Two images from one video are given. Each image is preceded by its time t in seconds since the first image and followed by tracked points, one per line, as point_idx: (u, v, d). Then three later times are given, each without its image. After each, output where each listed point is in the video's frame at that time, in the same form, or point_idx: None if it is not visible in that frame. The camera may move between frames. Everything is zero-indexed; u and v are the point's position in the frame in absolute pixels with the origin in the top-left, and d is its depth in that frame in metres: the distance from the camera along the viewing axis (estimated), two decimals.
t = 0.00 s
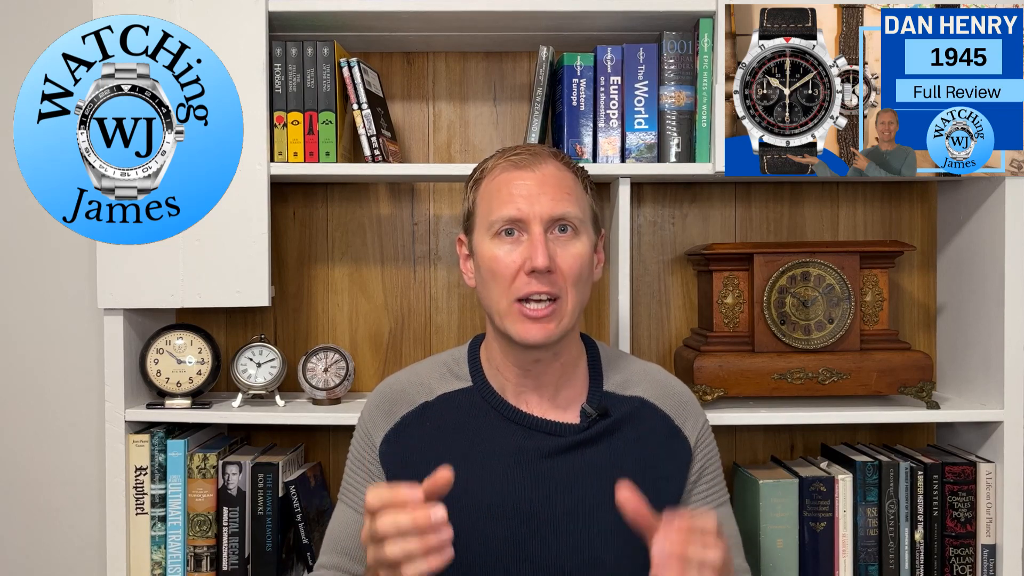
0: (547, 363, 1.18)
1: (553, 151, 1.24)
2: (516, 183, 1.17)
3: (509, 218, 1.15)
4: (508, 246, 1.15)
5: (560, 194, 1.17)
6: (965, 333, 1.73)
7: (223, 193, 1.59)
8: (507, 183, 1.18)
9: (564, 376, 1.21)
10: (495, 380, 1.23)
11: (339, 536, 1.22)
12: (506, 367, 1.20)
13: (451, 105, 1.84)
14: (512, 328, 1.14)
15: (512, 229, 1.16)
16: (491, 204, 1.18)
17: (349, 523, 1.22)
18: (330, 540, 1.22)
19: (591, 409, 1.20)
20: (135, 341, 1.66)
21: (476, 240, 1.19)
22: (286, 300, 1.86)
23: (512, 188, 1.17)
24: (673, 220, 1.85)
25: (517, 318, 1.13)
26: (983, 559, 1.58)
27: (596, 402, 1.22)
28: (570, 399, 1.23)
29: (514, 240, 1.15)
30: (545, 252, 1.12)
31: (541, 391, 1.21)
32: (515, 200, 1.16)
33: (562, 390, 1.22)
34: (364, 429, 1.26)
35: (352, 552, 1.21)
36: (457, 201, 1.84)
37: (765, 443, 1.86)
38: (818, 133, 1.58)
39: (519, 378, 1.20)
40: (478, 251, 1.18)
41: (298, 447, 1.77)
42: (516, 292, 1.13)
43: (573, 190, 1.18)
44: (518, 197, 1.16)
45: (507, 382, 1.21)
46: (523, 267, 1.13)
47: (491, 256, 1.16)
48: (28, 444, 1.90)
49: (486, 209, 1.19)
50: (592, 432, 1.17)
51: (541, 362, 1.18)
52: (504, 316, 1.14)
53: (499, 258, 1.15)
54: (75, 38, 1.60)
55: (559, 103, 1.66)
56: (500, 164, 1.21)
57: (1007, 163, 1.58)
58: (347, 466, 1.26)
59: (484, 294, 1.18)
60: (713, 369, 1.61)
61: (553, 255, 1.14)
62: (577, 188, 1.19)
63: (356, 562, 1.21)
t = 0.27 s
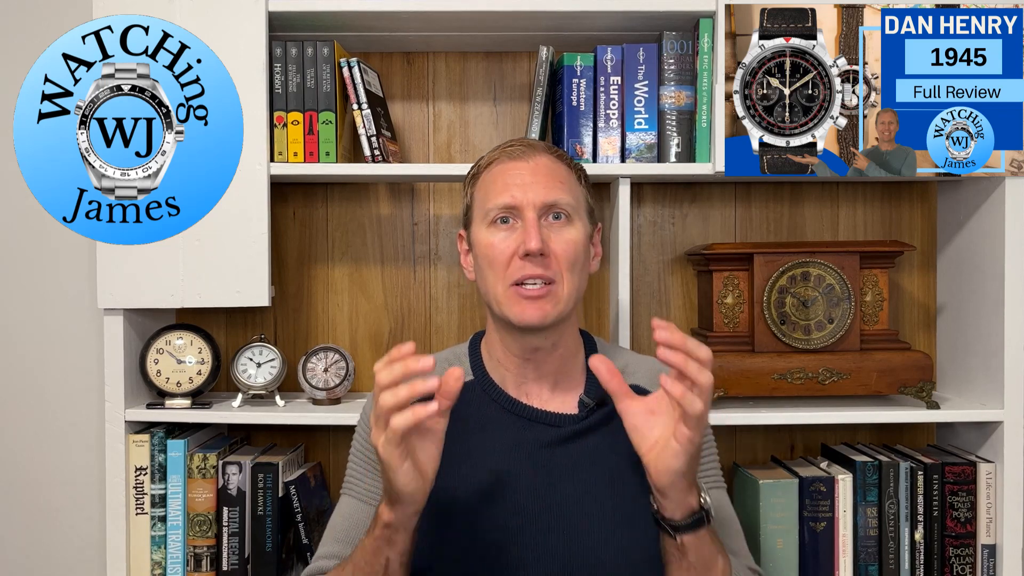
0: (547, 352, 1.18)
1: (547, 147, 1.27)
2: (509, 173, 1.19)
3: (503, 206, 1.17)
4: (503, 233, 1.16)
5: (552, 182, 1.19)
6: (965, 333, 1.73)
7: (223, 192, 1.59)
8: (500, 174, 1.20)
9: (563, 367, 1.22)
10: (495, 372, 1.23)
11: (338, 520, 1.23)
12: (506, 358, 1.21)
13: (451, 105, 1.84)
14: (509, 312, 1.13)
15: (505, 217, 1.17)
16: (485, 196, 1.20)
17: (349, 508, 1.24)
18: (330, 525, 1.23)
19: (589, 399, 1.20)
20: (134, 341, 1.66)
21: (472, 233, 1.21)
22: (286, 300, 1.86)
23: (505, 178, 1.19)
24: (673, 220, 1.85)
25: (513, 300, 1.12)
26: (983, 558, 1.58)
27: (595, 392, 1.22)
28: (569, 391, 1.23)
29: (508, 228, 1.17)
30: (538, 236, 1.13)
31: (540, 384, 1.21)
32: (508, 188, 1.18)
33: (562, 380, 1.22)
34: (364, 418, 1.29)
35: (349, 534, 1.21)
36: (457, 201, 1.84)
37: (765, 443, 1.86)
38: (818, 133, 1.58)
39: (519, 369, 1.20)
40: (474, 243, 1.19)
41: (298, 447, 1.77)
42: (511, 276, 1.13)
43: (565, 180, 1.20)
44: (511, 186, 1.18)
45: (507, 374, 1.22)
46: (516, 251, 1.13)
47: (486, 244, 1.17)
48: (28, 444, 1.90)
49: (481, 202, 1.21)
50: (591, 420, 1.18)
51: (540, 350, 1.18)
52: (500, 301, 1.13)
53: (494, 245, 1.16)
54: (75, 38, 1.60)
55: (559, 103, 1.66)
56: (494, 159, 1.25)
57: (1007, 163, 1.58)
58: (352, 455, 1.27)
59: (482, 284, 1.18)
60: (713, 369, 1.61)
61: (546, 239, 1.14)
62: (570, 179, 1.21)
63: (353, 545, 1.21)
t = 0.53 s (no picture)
0: (544, 355, 1.18)
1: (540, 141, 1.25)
2: (498, 172, 1.18)
3: (491, 207, 1.16)
4: (491, 234, 1.16)
5: (541, 181, 1.17)
6: (965, 333, 1.73)
7: (223, 192, 1.59)
8: (490, 173, 1.19)
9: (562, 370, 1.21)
10: (494, 374, 1.22)
11: (338, 525, 1.23)
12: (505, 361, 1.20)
13: (451, 105, 1.84)
14: (495, 313, 1.13)
15: (494, 217, 1.16)
16: (475, 195, 1.20)
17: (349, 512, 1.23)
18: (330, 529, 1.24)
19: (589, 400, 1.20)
20: (134, 341, 1.66)
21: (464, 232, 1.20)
22: (287, 300, 1.86)
23: (493, 177, 1.18)
24: (673, 220, 1.85)
25: (498, 302, 1.12)
26: (983, 559, 1.58)
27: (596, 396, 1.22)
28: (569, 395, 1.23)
29: (496, 228, 1.16)
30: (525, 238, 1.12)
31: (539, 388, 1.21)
32: (496, 188, 1.17)
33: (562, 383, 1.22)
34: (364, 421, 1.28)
35: (350, 540, 1.22)
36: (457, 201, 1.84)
37: (765, 443, 1.86)
38: (818, 133, 1.58)
39: (517, 372, 1.20)
40: (465, 243, 1.19)
41: (298, 447, 1.77)
42: (497, 277, 1.12)
43: (556, 178, 1.18)
44: (500, 186, 1.17)
45: (505, 377, 1.21)
46: (502, 252, 1.13)
47: (474, 244, 1.16)
48: (28, 444, 1.90)
49: (471, 201, 1.20)
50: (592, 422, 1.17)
51: (536, 353, 1.17)
52: (489, 303, 1.13)
53: (482, 246, 1.15)
54: (75, 38, 1.60)
55: (559, 103, 1.66)
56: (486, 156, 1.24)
57: (1007, 163, 1.58)
58: (351, 458, 1.27)
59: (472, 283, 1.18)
60: (713, 369, 1.61)
61: (533, 240, 1.13)
62: (562, 175, 1.20)
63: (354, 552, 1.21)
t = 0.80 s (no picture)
0: (546, 364, 1.17)
1: (543, 146, 1.23)
2: (500, 184, 1.16)
3: (494, 222, 1.15)
4: (493, 249, 1.15)
5: (545, 195, 1.16)
6: (965, 333, 1.73)
7: (223, 192, 1.59)
8: (492, 184, 1.17)
9: (564, 377, 1.21)
10: (495, 381, 1.22)
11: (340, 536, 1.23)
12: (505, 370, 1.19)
13: (451, 105, 1.84)
14: (499, 330, 1.13)
15: (497, 231, 1.15)
16: (478, 207, 1.18)
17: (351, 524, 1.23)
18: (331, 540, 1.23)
19: (592, 408, 1.20)
20: (134, 341, 1.66)
21: (466, 243, 1.20)
22: (287, 300, 1.86)
23: (496, 190, 1.16)
24: (673, 220, 1.85)
25: (502, 320, 1.12)
26: (983, 559, 1.58)
27: (596, 400, 1.22)
28: (570, 399, 1.22)
29: (499, 243, 1.15)
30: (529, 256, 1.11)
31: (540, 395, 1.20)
32: (499, 202, 1.15)
33: (563, 390, 1.21)
34: (365, 431, 1.27)
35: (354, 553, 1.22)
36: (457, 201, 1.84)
37: (764, 443, 1.86)
38: (818, 133, 1.58)
39: (517, 379, 1.19)
40: (468, 254, 1.18)
41: (298, 447, 1.77)
42: (500, 295, 1.12)
43: (560, 190, 1.17)
44: (503, 199, 1.15)
45: (506, 384, 1.20)
46: (506, 269, 1.12)
47: (477, 259, 1.16)
48: (28, 444, 1.90)
49: (474, 212, 1.19)
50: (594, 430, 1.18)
51: (538, 365, 1.16)
52: (493, 320, 1.13)
53: (485, 261, 1.15)
54: (75, 38, 1.60)
55: (559, 103, 1.66)
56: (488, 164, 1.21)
57: (1007, 163, 1.58)
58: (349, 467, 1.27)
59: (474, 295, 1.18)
60: (713, 369, 1.61)
61: (537, 257, 1.13)
62: (565, 186, 1.18)
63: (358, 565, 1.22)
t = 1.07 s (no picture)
0: (547, 368, 1.17)
1: (544, 149, 1.22)
2: (503, 190, 1.16)
3: (496, 228, 1.14)
4: (496, 255, 1.14)
5: (548, 201, 1.15)
6: (965, 333, 1.73)
7: (223, 192, 1.59)
8: (494, 189, 1.16)
9: (564, 379, 1.21)
10: (496, 384, 1.22)
11: (340, 539, 1.23)
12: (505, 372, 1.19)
13: (451, 105, 1.84)
14: (502, 336, 1.13)
15: (499, 238, 1.15)
16: (480, 211, 1.17)
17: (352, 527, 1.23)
18: (330, 543, 1.23)
19: (592, 411, 1.20)
20: (134, 341, 1.66)
21: (468, 247, 1.19)
22: (287, 300, 1.86)
23: (498, 195, 1.16)
24: (673, 221, 1.85)
25: (505, 327, 1.12)
26: (983, 559, 1.58)
27: (596, 401, 1.22)
28: (570, 400, 1.22)
29: (502, 248, 1.15)
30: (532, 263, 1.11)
31: (540, 396, 1.20)
32: (501, 208, 1.15)
33: (563, 393, 1.21)
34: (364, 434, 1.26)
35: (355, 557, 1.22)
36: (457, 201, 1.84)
37: (764, 443, 1.86)
38: (818, 133, 1.58)
39: (517, 382, 1.19)
40: (469, 259, 1.18)
41: (298, 447, 1.77)
42: (503, 301, 1.12)
43: (562, 195, 1.16)
44: (505, 205, 1.15)
45: (506, 387, 1.20)
46: (509, 276, 1.12)
47: (479, 264, 1.15)
48: (28, 444, 1.90)
49: (475, 216, 1.18)
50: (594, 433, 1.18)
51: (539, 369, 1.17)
52: (496, 326, 1.14)
53: (487, 267, 1.14)
54: (75, 38, 1.60)
55: (559, 103, 1.66)
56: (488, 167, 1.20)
57: (1007, 163, 1.58)
58: (348, 468, 1.27)
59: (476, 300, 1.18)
60: (713, 369, 1.61)
61: (540, 264, 1.13)
62: (567, 191, 1.17)
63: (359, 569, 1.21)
